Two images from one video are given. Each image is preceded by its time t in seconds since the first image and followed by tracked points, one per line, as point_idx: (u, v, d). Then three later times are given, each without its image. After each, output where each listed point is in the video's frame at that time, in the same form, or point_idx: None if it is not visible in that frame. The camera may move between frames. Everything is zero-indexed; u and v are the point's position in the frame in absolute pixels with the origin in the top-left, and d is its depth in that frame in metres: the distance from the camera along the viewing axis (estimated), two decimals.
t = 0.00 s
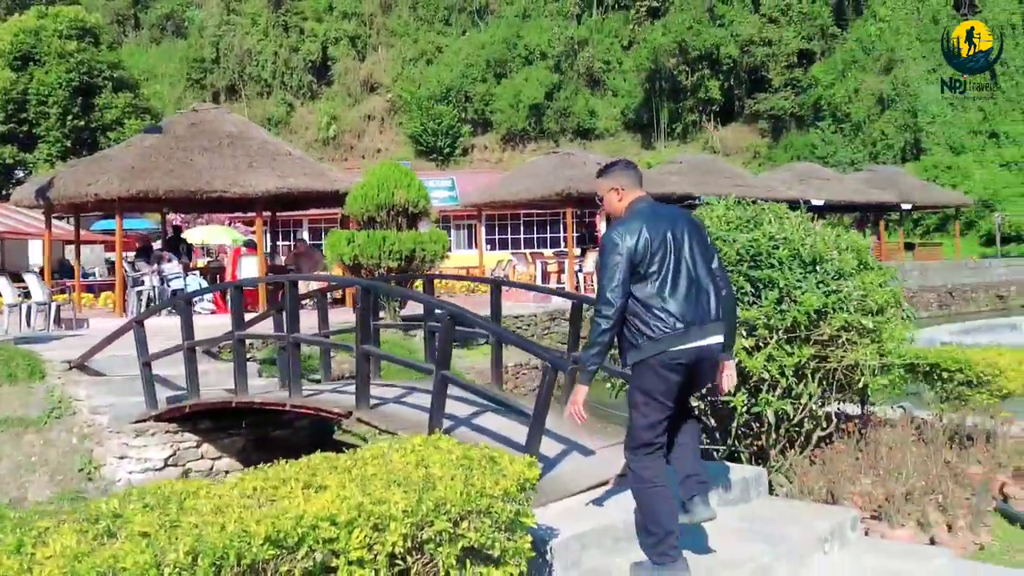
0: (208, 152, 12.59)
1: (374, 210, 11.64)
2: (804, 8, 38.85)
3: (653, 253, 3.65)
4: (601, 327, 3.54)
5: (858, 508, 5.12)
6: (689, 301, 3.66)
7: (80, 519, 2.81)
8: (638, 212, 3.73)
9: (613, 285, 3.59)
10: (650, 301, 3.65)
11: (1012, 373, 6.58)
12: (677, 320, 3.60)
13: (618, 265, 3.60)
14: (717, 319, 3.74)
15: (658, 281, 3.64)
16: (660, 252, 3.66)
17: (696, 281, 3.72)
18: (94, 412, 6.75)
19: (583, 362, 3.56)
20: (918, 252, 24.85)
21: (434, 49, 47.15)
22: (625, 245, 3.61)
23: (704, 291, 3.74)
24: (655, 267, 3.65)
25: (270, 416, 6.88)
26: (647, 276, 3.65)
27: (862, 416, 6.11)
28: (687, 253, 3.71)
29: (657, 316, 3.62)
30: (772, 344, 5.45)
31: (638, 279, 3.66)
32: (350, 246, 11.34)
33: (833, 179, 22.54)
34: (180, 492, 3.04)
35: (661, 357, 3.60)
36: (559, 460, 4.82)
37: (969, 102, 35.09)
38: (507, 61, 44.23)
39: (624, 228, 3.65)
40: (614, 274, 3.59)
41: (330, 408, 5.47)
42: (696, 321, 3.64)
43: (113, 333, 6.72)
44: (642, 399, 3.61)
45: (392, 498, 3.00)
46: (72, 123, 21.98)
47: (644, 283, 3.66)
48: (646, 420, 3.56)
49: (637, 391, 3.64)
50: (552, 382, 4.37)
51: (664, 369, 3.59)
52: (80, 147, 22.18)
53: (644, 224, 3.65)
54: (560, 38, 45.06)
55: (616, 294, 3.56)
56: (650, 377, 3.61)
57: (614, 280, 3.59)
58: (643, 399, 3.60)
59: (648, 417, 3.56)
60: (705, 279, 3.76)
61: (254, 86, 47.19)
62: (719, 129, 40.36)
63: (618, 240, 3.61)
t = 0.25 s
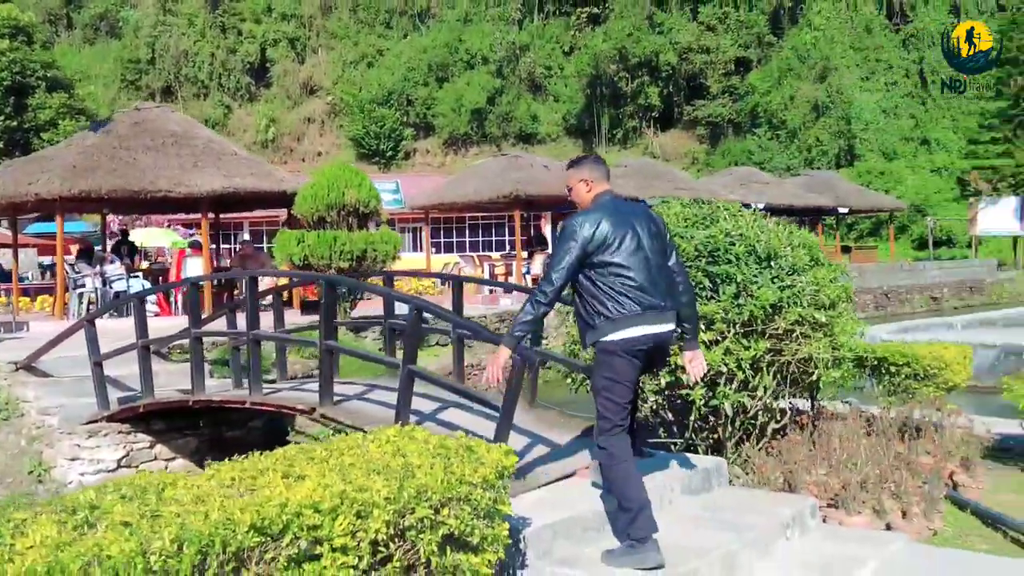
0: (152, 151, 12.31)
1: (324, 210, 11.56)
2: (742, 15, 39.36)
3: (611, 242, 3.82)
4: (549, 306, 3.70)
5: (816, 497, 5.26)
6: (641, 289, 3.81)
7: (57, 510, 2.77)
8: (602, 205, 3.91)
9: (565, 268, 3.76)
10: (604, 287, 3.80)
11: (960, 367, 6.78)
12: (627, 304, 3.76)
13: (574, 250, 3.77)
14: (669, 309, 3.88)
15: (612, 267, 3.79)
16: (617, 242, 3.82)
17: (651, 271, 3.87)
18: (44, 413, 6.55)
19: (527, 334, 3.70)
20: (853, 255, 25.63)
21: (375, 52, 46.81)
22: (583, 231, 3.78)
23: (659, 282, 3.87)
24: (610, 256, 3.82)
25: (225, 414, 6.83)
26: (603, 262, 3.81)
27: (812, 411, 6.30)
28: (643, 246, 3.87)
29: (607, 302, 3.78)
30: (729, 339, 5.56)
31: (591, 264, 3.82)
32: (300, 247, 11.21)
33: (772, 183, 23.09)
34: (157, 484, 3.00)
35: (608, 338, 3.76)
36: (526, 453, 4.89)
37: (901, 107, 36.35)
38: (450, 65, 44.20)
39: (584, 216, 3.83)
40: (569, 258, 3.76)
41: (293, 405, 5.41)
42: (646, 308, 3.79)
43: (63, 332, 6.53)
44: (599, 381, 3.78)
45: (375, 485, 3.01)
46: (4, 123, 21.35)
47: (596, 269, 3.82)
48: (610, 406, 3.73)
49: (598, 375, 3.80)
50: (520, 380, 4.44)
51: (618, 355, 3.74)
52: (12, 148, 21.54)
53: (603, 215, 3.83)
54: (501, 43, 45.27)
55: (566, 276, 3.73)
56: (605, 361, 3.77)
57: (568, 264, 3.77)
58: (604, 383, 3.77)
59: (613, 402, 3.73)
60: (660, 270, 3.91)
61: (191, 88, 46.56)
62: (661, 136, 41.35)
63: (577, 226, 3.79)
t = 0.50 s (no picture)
0: (90, 179, 12.03)
1: (270, 237, 11.43)
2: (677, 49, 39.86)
3: (575, 239, 4.22)
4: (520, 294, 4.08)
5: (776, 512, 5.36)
6: (600, 282, 4.18)
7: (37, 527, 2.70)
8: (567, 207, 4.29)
9: (534, 261, 4.14)
10: (567, 279, 4.18)
11: (906, 385, 7.00)
12: (587, 296, 4.13)
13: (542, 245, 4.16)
14: (625, 303, 4.25)
15: (574, 261, 4.17)
16: (579, 239, 4.21)
17: (610, 267, 4.25)
18: None
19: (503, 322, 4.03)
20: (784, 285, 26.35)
21: (309, 85, 46.37)
22: (549, 228, 4.17)
23: (616, 278, 4.25)
24: (573, 251, 4.20)
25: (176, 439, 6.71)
26: (568, 256, 4.19)
27: (765, 429, 6.45)
28: (602, 244, 4.27)
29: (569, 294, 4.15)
30: (688, 357, 5.68)
31: (558, 258, 4.21)
32: (245, 274, 10.97)
33: (707, 216, 23.61)
34: (137, 499, 2.95)
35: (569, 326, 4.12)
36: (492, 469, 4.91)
37: (827, 142, 37.32)
38: (385, 99, 44.87)
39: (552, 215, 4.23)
40: (536, 252, 4.15)
41: (253, 428, 5.32)
42: (603, 299, 4.16)
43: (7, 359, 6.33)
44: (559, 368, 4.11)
45: (360, 498, 2.97)
46: None
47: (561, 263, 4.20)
48: (568, 390, 4.06)
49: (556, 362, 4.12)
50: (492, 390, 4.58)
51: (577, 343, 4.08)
52: None
53: (567, 215, 4.22)
54: (437, 78, 45.10)
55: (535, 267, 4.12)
56: (565, 350, 4.11)
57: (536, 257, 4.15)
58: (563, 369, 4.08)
59: (570, 387, 4.05)
60: (618, 268, 4.29)
61: (119, 120, 45.88)
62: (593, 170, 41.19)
63: (544, 223, 4.18)
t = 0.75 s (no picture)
0: (46, 182, 11.68)
1: (231, 241, 11.23)
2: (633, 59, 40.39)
3: (555, 230, 4.33)
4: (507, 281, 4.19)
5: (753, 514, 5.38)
6: (577, 273, 4.31)
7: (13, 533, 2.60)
8: (546, 197, 4.39)
9: (517, 248, 4.24)
10: (546, 268, 4.28)
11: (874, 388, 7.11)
12: (565, 286, 4.25)
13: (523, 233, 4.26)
14: (597, 294, 4.39)
15: (555, 250, 4.29)
16: (559, 229, 4.33)
17: (586, 258, 4.38)
18: None
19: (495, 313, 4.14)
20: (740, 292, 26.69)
21: (264, 91, 45.90)
22: (530, 218, 4.28)
23: (592, 269, 4.38)
24: (553, 240, 4.32)
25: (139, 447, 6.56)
26: (549, 246, 4.31)
27: (737, 432, 6.48)
28: (579, 236, 4.38)
29: (547, 282, 4.26)
30: (664, 359, 5.69)
31: (540, 248, 4.31)
32: (205, 279, 10.72)
33: (667, 224, 23.78)
34: (118, 502, 2.86)
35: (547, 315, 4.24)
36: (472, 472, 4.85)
37: (781, 151, 37.73)
38: (341, 106, 44.30)
39: (532, 204, 4.33)
40: (518, 239, 4.25)
41: (225, 433, 5.20)
42: (580, 290, 4.28)
43: None
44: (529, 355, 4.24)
45: (350, 500, 2.90)
46: None
47: (544, 252, 4.30)
48: (530, 377, 4.25)
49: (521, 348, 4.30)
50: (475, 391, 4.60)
51: (550, 331, 4.19)
52: None
53: (549, 205, 4.32)
54: (394, 84, 44.68)
55: (521, 255, 4.22)
56: (537, 338, 4.22)
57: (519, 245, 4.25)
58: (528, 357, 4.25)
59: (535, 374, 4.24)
60: (593, 259, 4.41)
61: (69, 125, 45.33)
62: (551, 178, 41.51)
63: (526, 212, 4.28)
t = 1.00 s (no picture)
0: (15, 178, 11.29)
1: (206, 239, 11.05)
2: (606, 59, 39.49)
3: (546, 224, 4.28)
4: (507, 277, 4.10)
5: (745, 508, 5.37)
6: (566, 268, 4.30)
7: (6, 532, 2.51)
8: (535, 189, 4.31)
9: (514, 243, 4.15)
10: (538, 263, 4.24)
11: (859, 384, 7.17)
12: (559, 283, 4.24)
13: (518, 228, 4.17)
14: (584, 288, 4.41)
15: (547, 246, 4.26)
16: (549, 224, 4.29)
17: (573, 251, 4.38)
18: None
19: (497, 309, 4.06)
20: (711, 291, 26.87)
21: (231, 89, 45.68)
22: (525, 211, 4.20)
23: (577, 263, 4.39)
24: (544, 235, 4.27)
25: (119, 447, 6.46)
26: (541, 242, 4.26)
27: (725, 427, 6.47)
28: (567, 229, 4.37)
29: (539, 276, 4.21)
30: (654, 355, 5.66)
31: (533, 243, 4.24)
32: (180, 277, 10.52)
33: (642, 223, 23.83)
34: (115, 499, 2.78)
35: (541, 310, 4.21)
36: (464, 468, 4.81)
37: (749, 152, 38.03)
38: (309, 104, 44.17)
39: (524, 198, 4.24)
40: (514, 232, 4.16)
41: (211, 431, 5.11)
42: (570, 285, 4.30)
43: None
44: (515, 348, 4.22)
45: (355, 497, 2.82)
46: None
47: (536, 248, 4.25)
48: (516, 369, 4.23)
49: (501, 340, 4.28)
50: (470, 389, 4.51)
51: (540, 325, 4.19)
52: None
53: (543, 200, 4.26)
54: (364, 83, 44.24)
55: (518, 250, 4.13)
56: (525, 332, 4.20)
57: (514, 238, 4.16)
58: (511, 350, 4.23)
59: (518, 364, 4.22)
60: (578, 253, 4.43)
61: (34, 122, 45.28)
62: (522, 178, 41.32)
63: (521, 205, 4.19)
